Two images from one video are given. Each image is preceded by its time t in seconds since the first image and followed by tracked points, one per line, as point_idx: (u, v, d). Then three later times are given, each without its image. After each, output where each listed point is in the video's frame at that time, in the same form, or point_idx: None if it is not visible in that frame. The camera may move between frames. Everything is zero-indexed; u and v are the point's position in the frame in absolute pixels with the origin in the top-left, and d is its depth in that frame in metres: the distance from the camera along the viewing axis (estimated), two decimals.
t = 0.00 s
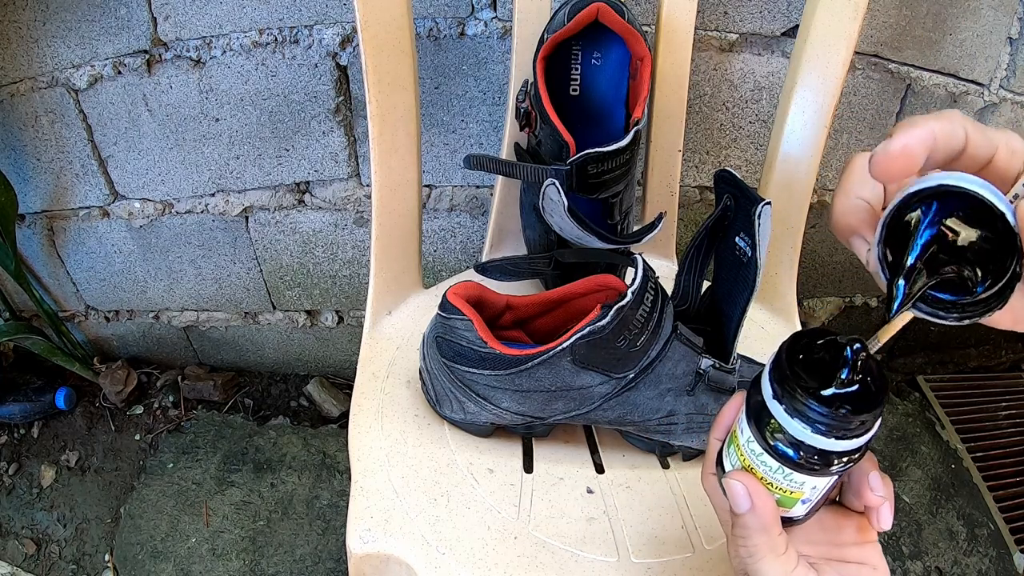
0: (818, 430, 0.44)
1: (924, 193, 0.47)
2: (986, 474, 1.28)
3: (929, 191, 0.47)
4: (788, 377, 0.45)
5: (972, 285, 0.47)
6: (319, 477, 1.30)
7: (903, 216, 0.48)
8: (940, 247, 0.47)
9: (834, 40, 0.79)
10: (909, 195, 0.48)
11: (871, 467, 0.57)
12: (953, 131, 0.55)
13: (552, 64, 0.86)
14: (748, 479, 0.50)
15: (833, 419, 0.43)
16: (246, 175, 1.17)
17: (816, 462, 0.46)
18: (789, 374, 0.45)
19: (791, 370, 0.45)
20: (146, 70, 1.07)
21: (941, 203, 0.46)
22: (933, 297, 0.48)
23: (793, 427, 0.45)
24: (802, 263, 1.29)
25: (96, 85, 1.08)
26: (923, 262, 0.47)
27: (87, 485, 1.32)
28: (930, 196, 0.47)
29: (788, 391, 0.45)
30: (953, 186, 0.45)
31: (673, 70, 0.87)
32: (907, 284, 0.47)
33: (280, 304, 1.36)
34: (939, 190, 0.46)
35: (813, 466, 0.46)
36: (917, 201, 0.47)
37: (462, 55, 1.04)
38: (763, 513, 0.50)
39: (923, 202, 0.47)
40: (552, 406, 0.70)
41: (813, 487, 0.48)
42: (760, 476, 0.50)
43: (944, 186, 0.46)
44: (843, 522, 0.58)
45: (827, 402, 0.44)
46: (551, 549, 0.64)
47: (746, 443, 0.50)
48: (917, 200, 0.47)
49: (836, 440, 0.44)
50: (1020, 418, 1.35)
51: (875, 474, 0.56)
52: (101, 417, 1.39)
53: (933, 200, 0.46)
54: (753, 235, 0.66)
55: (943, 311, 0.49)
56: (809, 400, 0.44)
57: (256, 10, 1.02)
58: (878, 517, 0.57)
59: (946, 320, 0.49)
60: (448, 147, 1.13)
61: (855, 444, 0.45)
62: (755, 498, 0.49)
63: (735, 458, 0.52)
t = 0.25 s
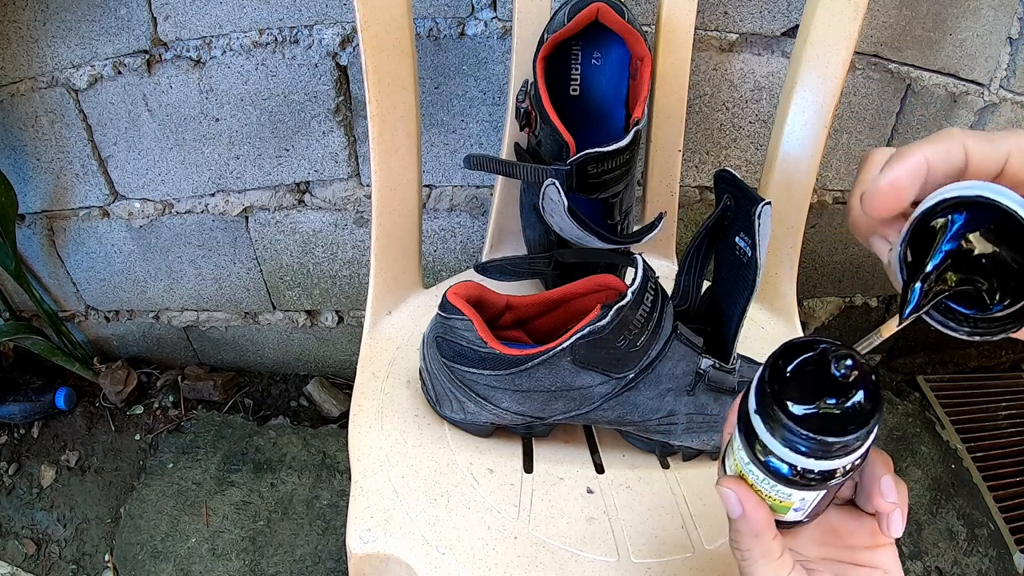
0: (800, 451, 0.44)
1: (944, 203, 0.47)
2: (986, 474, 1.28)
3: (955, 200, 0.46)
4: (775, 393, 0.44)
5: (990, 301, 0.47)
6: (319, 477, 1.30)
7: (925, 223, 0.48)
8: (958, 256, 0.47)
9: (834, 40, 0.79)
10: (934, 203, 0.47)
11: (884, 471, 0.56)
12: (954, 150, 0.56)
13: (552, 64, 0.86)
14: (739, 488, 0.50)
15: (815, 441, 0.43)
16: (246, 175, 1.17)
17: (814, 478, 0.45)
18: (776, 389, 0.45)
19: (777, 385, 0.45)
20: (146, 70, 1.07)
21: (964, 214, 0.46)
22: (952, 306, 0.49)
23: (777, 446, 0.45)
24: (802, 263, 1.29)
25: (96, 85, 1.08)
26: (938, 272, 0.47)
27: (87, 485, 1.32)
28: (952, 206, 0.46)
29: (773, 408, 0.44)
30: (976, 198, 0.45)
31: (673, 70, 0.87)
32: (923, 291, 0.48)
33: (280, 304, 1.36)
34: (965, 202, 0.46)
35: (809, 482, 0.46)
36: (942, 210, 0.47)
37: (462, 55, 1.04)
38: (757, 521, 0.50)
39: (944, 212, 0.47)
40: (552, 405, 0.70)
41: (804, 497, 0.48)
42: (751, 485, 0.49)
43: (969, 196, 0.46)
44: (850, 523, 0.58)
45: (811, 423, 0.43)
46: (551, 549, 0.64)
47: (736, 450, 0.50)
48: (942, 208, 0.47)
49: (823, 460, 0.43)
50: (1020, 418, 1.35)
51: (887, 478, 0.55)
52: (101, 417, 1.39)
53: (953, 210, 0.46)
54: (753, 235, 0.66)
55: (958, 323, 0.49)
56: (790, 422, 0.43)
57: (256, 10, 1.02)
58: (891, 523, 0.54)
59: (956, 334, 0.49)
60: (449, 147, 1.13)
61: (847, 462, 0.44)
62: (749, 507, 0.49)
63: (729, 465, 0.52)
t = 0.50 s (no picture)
0: (805, 477, 0.43)
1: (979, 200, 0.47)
2: (986, 474, 1.28)
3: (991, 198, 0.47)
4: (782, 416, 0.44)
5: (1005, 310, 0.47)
6: (318, 477, 1.30)
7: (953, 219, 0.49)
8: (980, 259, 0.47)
9: (834, 40, 0.79)
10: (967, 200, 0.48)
11: (891, 483, 0.54)
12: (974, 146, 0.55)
13: (552, 64, 0.86)
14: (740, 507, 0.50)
15: (820, 470, 0.42)
16: (246, 175, 1.17)
17: (815, 502, 0.45)
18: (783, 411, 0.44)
19: (785, 407, 0.44)
20: (146, 70, 1.07)
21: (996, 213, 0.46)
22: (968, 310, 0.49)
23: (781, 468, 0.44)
24: (802, 263, 1.29)
25: (96, 85, 1.08)
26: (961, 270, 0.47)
27: (87, 485, 1.32)
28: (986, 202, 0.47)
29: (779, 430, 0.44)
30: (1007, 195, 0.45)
31: (673, 70, 0.87)
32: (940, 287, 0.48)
33: (280, 304, 1.36)
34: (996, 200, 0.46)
35: (813, 505, 0.45)
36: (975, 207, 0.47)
37: (462, 55, 1.04)
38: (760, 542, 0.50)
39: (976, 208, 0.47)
40: (552, 406, 0.70)
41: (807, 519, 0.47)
42: (753, 504, 0.49)
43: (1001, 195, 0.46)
44: (852, 535, 0.55)
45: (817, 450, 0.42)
46: (551, 549, 0.64)
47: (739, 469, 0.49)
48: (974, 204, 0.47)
49: (828, 487, 0.43)
50: (1020, 418, 1.35)
51: (895, 491, 0.53)
52: (101, 417, 1.39)
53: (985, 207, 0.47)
54: (753, 235, 0.66)
55: (974, 330, 0.49)
56: (796, 449, 0.43)
57: (256, 9, 1.02)
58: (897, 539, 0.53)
59: (972, 341, 0.49)
60: (449, 147, 1.13)
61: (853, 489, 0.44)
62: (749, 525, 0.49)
63: (732, 482, 0.52)
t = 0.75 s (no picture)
0: (832, 496, 0.42)
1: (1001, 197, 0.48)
2: (986, 474, 1.28)
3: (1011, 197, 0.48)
4: (806, 430, 0.43)
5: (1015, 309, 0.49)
6: (319, 477, 1.30)
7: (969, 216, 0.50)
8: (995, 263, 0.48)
9: (834, 40, 0.79)
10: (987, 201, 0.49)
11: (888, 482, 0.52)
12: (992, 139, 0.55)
13: (551, 64, 0.86)
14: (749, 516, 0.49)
15: (845, 487, 0.42)
16: (246, 175, 1.17)
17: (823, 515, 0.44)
18: (807, 426, 0.43)
19: (813, 428, 0.42)
20: (146, 70, 1.07)
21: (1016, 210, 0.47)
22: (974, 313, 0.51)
23: (800, 481, 0.43)
24: (802, 262, 1.29)
25: (95, 85, 1.08)
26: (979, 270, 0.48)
27: (87, 485, 1.32)
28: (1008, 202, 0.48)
29: (801, 444, 0.43)
30: None
31: (673, 70, 0.87)
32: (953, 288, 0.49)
33: (280, 304, 1.36)
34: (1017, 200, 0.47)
35: (820, 517, 0.45)
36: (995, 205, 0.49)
37: (462, 55, 1.04)
38: (768, 552, 0.49)
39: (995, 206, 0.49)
40: (552, 406, 0.70)
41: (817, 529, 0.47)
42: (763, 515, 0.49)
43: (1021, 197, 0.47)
44: (847, 541, 0.54)
45: (841, 467, 0.41)
46: (551, 549, 0.64)
47: (748, 476, 0.49)
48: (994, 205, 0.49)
49: (848, 504, 0.42)
50: (1020, 418, 1.35)
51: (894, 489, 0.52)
52: (101, 417, 1.39)
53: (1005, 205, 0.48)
54: (753, 235, 0.66)
55: (986, 336, 0.51)
56: (828, 471, 0.42)
57: (256, 10, 1.02)
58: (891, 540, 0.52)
59: (986, 347, 0.51)
60: (449, 147, 1.13)
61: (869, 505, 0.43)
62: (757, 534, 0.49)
63: (736, 489, 0.51)
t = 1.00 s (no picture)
0: (847, 512, 0.42)
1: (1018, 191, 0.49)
2: (986, 474, 1.28)
3: None
4: (816, 438, 0.43)
5: None
6: (318, 477, 1.30)
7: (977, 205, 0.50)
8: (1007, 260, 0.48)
9: (834, 40, 0.79)
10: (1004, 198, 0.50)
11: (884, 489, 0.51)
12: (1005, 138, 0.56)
13: (552, 64, 0.86)
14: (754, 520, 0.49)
15: (847, 499, 0.42)
16: (245, 175, 1.17)
17: (823, 526, 0.44)
18: (818, 435, 0.43)
19: (830, 446, 0.42)
20: (146, 70, 1.07)
21: None
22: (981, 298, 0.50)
23: (803, 486, 0.44)
24: (802, 262, 1.29)
25: (95, 85, 1.08)
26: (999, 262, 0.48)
27: (87, 485, 1.32)
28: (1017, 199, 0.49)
29: (810, 453, 0.43)
30: None
31: (673, 70, 0.87)
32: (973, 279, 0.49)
33: (280, 304, 1.36)
34: None
35: (820, 528, 0.45)
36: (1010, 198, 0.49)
37: (462, 55, 1.04)
38: (769, 561, 0.49)
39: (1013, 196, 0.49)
40: (552, 406, 0.70)
41: (820, 539, 0.47)
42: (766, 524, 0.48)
43: None
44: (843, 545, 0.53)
45: (848, 479, 0.42)
46: (551, 549, 0.64)
47: (751, 484, 0.48)
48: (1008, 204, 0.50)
49: (848, 517, 0.42)
50: (1020, 418, 1.35)
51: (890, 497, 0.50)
52: (101, 417, 1.39)
53: None
54: (753, 235, 0.66)
55: (1002, 335, 0.51)
56: (846, 489, 0.41)
57: (256, 10, 1.02)
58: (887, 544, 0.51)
59: (1001, 346, 0.51)
60: (449, 147, 1.13)
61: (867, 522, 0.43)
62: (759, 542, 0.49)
63: (739, 495, 0.50)
